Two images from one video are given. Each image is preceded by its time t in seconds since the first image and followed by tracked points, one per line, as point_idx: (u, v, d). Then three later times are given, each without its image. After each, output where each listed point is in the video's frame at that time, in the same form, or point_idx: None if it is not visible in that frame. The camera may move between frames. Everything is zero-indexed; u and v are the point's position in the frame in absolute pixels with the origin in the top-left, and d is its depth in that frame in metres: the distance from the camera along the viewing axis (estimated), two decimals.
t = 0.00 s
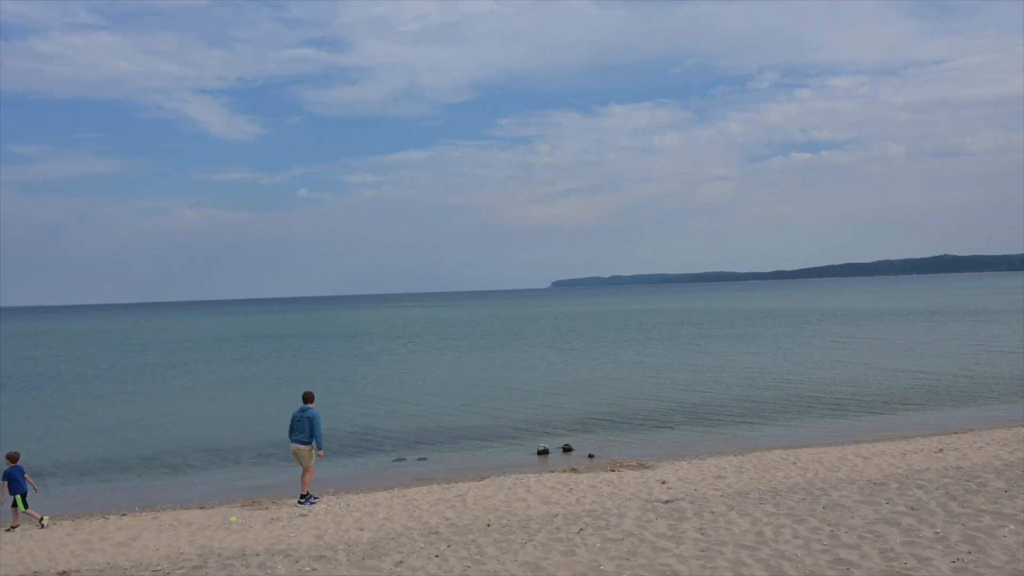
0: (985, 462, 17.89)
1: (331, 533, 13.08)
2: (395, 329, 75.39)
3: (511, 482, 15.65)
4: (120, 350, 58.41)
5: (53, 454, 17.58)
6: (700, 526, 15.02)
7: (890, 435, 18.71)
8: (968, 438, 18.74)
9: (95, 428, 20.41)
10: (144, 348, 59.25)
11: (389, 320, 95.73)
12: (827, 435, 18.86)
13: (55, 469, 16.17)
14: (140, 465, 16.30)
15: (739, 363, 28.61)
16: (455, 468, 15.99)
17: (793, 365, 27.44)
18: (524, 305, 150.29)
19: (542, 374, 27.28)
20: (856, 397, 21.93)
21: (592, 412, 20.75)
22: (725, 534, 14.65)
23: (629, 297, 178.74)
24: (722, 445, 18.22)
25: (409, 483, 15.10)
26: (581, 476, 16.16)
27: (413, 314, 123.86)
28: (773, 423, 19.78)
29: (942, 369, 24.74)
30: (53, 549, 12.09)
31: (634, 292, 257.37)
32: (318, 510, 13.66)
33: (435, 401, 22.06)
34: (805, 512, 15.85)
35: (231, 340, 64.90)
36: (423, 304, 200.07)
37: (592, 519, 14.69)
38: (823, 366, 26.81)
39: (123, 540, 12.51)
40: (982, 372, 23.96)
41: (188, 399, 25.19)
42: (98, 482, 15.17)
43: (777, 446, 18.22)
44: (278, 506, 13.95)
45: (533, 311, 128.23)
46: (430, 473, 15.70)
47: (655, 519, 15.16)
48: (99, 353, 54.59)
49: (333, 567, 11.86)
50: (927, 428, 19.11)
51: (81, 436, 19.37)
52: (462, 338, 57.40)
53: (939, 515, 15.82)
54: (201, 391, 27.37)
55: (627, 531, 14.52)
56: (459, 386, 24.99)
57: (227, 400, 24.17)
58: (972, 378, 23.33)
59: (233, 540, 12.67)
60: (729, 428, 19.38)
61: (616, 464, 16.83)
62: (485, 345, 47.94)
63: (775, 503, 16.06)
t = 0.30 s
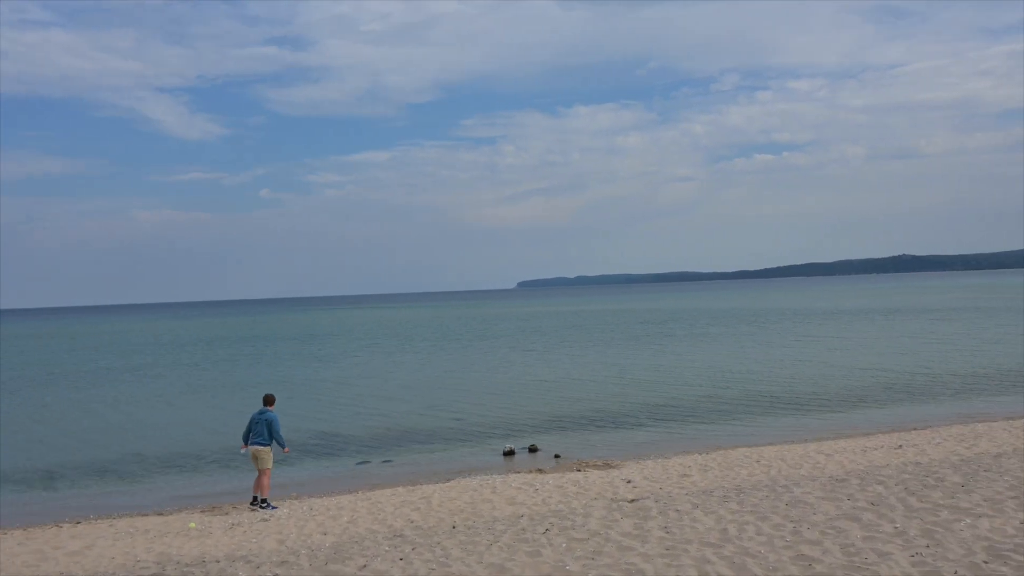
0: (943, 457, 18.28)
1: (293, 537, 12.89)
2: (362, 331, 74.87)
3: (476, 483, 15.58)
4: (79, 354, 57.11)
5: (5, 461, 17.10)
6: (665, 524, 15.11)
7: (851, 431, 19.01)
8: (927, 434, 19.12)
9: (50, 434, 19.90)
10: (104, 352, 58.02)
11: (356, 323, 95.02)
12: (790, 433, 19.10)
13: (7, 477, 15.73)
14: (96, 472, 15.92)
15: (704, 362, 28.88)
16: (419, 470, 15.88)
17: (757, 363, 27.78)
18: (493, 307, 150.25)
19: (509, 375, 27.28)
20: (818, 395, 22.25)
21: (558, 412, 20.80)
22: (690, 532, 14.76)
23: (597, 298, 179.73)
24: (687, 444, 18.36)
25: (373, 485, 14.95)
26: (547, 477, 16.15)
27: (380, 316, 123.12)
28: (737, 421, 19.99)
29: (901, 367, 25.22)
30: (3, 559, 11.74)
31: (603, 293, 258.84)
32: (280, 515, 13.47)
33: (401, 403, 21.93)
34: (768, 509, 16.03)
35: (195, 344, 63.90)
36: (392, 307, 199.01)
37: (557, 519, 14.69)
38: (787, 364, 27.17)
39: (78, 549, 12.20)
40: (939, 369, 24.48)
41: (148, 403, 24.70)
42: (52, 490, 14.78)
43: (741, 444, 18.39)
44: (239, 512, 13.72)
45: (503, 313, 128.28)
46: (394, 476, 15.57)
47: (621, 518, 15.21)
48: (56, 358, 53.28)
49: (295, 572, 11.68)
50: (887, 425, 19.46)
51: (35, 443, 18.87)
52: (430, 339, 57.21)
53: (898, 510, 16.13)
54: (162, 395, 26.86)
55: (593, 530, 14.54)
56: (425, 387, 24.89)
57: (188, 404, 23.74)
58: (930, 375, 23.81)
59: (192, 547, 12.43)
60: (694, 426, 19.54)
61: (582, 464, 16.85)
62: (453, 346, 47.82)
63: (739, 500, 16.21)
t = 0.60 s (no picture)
0: (900, 453, 18.63)
1: (252, 543, 12.66)
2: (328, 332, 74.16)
3: (440, 485, 15.48)
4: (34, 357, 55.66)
5: None
6: (629, 524, 15.16)
7: (811, 429, 19.28)
8: (884, 430, 19.47)
9: None
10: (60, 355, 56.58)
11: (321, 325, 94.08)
12: (751, 430, 19.32)
13: None
14: (48, 479, 15.50)
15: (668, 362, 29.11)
16: (381, 473, 15.72)
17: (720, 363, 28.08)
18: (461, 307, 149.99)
19: (474, 376, 27.22)
20: (779, 394, 22.54)
21: (523, 413, 20.78)
22: (653, 532, 14.84)
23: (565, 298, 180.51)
24: (650, 442, 18.45)
25: (334, 489, 14.77)
26: (511, 478, 16.11)
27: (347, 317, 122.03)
28: (700, 420, 20.16)
29: (859, 366, 25.68)
30: None
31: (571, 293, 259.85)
32: (239, 521, 13.23)
33: (363, 405, 21.75)
34: (731, 507, 16.17)
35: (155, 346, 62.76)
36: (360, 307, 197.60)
37: (521, 521, 14.66)
38: (749, 364, 27.50)
39: (28, 559, 11.85)
40: (896, 367, 24.98)
41: (105, 408, 24.13)
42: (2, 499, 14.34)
43: (704, 442, 18.54)
44: (196, 518, 13.45)
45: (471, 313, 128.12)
46: (356, 479, 15.40)
47: (584, 518, 15.21)
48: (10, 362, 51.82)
49: None
50: (846, 422, 19.77)
51: None
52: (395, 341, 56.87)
53: (857, 507, 16.40)
54: (119, 399, 26.28)
55: (556, 531, 14.53)
56: (388, 389, 24.73)
57: (146, 409, 23.26)
58: (887, 373, 24.27)
59: (148, 555, 12.14)
60: (657, 425, 19.63)
61: (546, 465, 16.84)
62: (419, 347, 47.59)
63: (702, 499, 16.34)
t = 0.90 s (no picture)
0: (861, 451, 18.95)
1: (213, 550, 12.43)
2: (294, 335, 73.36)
3: (404, 488, 15.36)
4: None
5: None
6: (594, 524, 15.20)
7: (774, 428, 19.51)
8: (846, 428, 19.79)
9: None
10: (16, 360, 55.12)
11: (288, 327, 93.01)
12: (716, 429, 19.50)
13: None
14: None
15: (635, 362, 29.27)
16: (346, 477, 15.56)
17: (686, 363, 28.31)
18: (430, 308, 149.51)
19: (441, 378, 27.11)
20: (743, 393, 22.79)
21: (489, 414, 20.73)
22: (619, 532, 14.90)
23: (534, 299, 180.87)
24: (616, 442, 18.53)
25: (297, 494, 14.57)
26: (477, 480, 16.05)
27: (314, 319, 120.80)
28: (665, 419, 20.29)
29: (822, 364, 26.06)
30: None
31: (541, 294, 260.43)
32: (198, 528, 12.98)
33: (328, 408, 21.53)
34: (696, 506, 16.29)
35: (116, 350, 61.50)
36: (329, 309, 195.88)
37: (487, 523, 14.61)
38: (714, 363, 27.78)
39: None
40: (857, 366, 25.42)
41: (60, 415, 23.54)
42: None
43: (669, 442, 18.67)
44: (154, 526, 13.17)
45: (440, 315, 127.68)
46: (319, 483, 15.22)
47: (550, 520, 15.22)
48: None
49: None
50: (809, 420, 20.05)
51: None
52: (362, 342, 56.42)
53: (819, 504, 16.63)
54: (76, 406, 25.66)
55: (522, 533, 14.51)
56: (354, 392, 24.52)
57: (104, 415, 22.73)
58: (849, 372, 24.68)
59: (104, 564, 11.85)
60: (623, 425, 19.73)
61: (512, 466, 16.81)
62: (387, 349, 47.29)
63: (667, 498, 16.44)
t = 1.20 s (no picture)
0: (826, 448, 19.20)
1: (174, 558, 12.18)
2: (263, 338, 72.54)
3: (371, 492, 15.22)
4: None
5: None
6: (562, 526, 15.19)
7: (741, 426, 19.69)
8: (811, 426, 20.03)
9: None
10: None
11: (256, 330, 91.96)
12: (684, 429, 19.63)
13: None
14: None
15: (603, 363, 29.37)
16: (311, 482, 15.37)
17: (654, 363, 28.46)
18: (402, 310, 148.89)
19: (409, 381, 26.94)
20: (710, 392, 22.97)
21: (458, 416, 20.64)
22: (587, 532, 14.91)
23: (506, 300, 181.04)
24: (585, 443, 18.55)
25: (261, 500, 14.36)
26: (444, 483, 15.96)
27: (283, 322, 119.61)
28: (634, 419, 20.37)
29: (787, 363, 26.35)
30: None
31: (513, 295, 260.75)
32: (159, 536, 12.73)
33: (293, 412, 21.27)
34: (663, 506, 16.38)
35: (78, 356, 60.16)
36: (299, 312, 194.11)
37: (455, 526, 14.54)
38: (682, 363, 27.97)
39: None
40: (822, 364, 25.75)
41: (17, 421, 22.96)
42: None
43: (638, 442, 18.75)
44: (113, 534, 12.88)
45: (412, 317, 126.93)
46: (285, 488, 15.02)
47: (518, 522, 15.18)
48: None
49: None
50: (775, 419, 20.26)
51: None
52: (330, 345, 55.82)
53: (785, 501, 16.82)
54: (34, 412, 25.06)
55: (490, 535, 14.45)
56: (320, 395, 24.25)
57: (63, 421, 22.22)
58: (814, 370, 24.99)
59: (60, 574, 11.54)
60: (591, 426, 19.75)
61: (481, 468, 16.75)
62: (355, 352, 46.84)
63: (635, 498, 16.50)
